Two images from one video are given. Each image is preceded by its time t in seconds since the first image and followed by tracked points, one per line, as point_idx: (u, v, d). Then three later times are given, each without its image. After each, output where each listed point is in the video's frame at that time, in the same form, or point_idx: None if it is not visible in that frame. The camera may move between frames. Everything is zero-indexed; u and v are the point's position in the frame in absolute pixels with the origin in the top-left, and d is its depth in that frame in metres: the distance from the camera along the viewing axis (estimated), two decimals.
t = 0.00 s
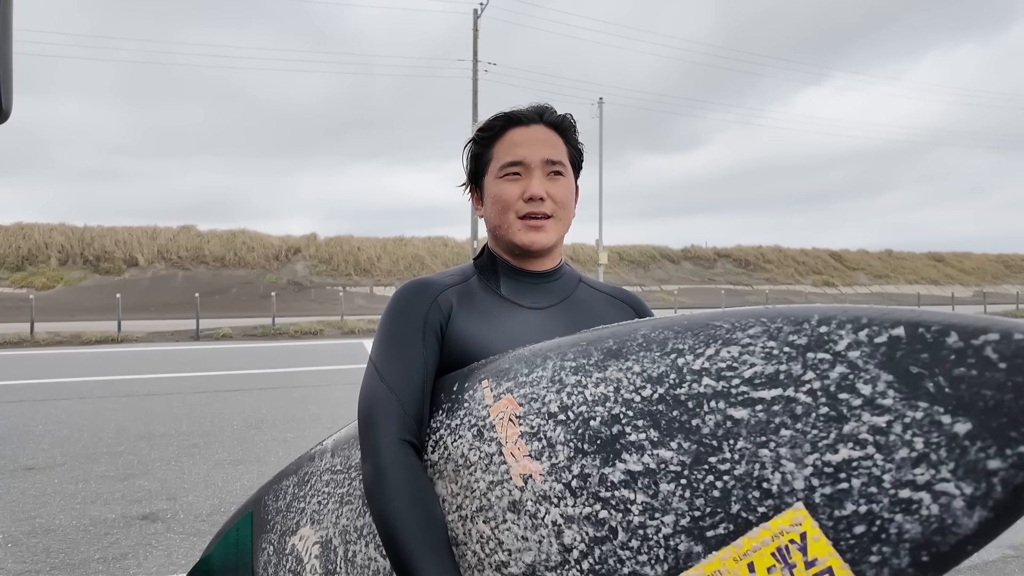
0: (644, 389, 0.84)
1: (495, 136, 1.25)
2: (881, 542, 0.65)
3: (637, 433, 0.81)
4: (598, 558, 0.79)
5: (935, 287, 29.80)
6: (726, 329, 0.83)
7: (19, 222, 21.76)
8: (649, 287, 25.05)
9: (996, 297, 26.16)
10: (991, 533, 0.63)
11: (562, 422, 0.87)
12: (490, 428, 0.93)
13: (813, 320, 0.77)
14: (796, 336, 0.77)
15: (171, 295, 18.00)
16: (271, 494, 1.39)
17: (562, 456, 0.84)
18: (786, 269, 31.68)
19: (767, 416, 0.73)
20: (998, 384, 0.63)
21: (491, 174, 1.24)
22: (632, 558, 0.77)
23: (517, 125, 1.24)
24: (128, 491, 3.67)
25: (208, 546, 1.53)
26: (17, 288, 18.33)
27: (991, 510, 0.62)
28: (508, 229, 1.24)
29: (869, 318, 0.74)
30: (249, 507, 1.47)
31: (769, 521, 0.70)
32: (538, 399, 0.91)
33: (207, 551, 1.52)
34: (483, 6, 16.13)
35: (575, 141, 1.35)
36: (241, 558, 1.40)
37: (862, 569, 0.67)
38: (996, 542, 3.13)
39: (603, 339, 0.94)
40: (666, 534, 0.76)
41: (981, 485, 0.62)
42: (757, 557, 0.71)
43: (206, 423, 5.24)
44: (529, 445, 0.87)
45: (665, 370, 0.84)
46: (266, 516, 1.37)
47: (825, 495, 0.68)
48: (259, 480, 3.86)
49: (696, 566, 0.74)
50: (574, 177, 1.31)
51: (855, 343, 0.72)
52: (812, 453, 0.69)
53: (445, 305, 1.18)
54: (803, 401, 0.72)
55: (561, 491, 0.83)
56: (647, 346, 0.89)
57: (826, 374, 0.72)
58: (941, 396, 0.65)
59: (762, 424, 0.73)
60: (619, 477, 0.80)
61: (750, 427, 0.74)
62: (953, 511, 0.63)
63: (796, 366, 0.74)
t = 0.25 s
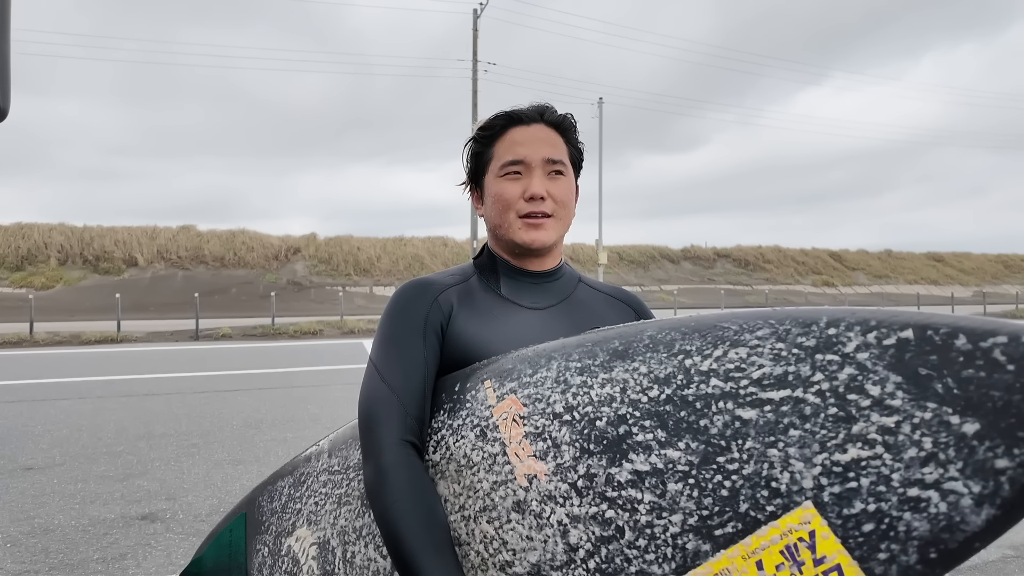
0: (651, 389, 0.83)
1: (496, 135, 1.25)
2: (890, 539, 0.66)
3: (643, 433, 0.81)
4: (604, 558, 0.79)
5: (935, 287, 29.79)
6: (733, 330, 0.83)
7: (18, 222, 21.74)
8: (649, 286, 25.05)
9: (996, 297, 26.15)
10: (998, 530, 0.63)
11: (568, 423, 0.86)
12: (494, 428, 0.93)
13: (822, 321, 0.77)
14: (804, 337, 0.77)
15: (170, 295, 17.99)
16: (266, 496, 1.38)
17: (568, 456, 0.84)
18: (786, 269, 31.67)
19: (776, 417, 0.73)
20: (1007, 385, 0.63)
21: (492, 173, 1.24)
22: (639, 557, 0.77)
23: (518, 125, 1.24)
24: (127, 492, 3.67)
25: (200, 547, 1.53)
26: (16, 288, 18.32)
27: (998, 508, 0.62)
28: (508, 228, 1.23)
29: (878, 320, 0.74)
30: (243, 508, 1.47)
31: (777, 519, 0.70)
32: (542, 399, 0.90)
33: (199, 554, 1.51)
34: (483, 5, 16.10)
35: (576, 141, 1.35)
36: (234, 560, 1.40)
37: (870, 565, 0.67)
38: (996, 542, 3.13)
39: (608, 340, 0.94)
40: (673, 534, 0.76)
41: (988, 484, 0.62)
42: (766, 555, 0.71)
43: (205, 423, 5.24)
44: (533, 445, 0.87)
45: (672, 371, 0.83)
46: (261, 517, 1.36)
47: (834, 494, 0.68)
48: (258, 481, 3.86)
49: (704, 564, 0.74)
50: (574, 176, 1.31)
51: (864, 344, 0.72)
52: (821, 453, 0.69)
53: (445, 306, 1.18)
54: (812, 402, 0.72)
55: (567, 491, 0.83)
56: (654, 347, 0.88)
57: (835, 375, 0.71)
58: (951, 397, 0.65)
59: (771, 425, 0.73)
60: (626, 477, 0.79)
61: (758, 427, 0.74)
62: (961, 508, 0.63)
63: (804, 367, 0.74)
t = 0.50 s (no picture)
0: (652, 387, 0.83)
1: (495, 135, 1.25)
2: (892, 534, 0.65)
3: (645, 430, 0.81)
4: (606, 555, 0.79)
5: (935, 287, 29.78)
6: (735, 327, 0.83)
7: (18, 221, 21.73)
8: (649, 287, 25.06)
9: (997, 297, 26.15)
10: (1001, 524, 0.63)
11: (569, 420, 0.86)
12: (496, 427, 0.93)
13: (824, 317, 0.77)
14: (806, 334, 0.76)
15: (170, 295, 17.99)
16: (265, 497, 1.38)
17: (569, 454, 0.84)
18: (786, 269, 31.67)
19: (778, 413, 0.73)
20: (1009, 379, 0.62)
21: (492, 172, 1.24)
22: (641, 554, 0.77)
23: (518, 124, 1.24)
24: (127, 492, 3.67)
25: (200, 549, 1.52)
26: (16, 287, 18.31)
27: (1000, 501, 0.62)
28: (508, 228, 1.23)
29: (879, 316, 0.74)
30: (242, 509, 1.47)
31: (780, 516, 0.70)
32: (544, 397, 0.90)
33: (197, 556, 1.51)
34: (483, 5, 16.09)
35: (576, 140, 1.35)
36: (234, 561, 1.39)
37: (873, 561, 0.66)
38: (997, 542, 3.13)
39: (610, 338, 0.94)
40: (675, 530, 0.76)
41: (991, 477, 0.62)
42: (768, 551, 0.70)
43: (205, 423, 5.24)
44: (535, 443, 0.87)
45: (673, 369, 0.83)
46: (261, 518, 1.36)
47: (836, 489, 0.68)
48: (258, 481, 3.86)
49: (705, 561, 0.74)
50: (574, 175, 1.31)
51: (866, 340, 0.72)
52: (823, 448, 0.69)
53: (446, 304, 1.18)
54: (814, 398, 0.72)
55: (569, 488, 0.83)
56: (655, 344, 0.88)
57: (837, 371, 0.71)
58: (952, 392, 0.64)
59: (773, 421, 0.73)
60: (628, 474, 0.80)
61: (760, 424, 0.74)
62: (963, 504, 0.63)
63: (806, 364, 0.74)
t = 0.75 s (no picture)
0: (645, 382, 0.83)
1: (492, 134, 1.25)
2: (884, 529, 0.65)
3: (638, 427, 0.81)
4: (600, 553, 0.79)
5: (935, 287, 29.78)
6: (726, 320, 0.83)
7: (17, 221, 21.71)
8: (649, 287, 25.05)
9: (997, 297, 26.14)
10: (994, 517, 0.62)
11: (564, 418, 0.86)
12: (492, 425, 0.93)
13: (814, 309, 0.76)
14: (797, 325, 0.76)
15: (170, 295, 17.98)
16: (271, 498, 1.38)
17: (564, 451, 0.84)
18: (786, 269, 31.66)
19: (769, 406, 0.73)
20: (998, 368, 0.62)
21: (489, 172, 1.24)
22: (634, 552, 0.77)
23: (515, 123, 1.24)
24: (126, 492, 3.66)
25: (208, 550, 1.52)
26: (15, 287, 18.30)
27: (993, 495, 0.62)
28: (507, 227, 1.23)
29: (869, 306, 0.73)
30: (250, 510, 1.47)
31: (771, 511, 0.70)
32: (539, 395, 0.90)
33: (206, 557, 1.51)
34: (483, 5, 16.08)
35: (574, 138, 1.34)
36: (241, 562, 1.40)
37: (865, 557, 0.66)
38: (997, 542, 3.12)
39: (604, 334, 0.94)
40: (668, 527, 0.75)
41: (982, 469, 0.61)
42: (761, 548, 0.70)
43: (204, 423, 5.24)
44: (531, 441, 0.87)
45: (666, 364, 0.83)
46: (267, 519, 1.36)
47: (828, 484, 0.68)
48: (258, 480, 3.86)
49: (698, 558, 0.74)
50: (573, 174, 1.31)
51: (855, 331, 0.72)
52: (814, 442, 0.69)
53: (445, 304, 1.18)
54: (804, 390, 0.71)
55: (564, 486, 0.83)
56: (648, 339, 0.88)
57: (827, 363, 0.71)
58: (942, 382, 0.64)
59: (764, 415, 0.73)
60: (621, 471, 0.80)
61: (751, 418, 0.74)
62: (955, 497, 0.62)
63: (796, 356, 0.74)
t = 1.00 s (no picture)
0: (637, 382, 0.83)
1: (493, 134, 1.25)
2: (873, 533, 0.65)
3: (630, 427, 0.81)
4: (593, 556, 0.79)
5: (935, 288, 29.78)
6: (717, 319, 0.83)
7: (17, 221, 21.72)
8: (649, 287, 25.04)
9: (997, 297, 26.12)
10: (985, 522, 0.62)
11: (558, 419, 0.86)
12: (490, 426, 0.93)
13: (804, 307, 0.77)
14: (787, 324, 0.76)
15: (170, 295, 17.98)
16: (281, 497, 1.39)
17: (558, 452, 0.84)
18: (786, 269, 31.65)
19: (758, 407, 0.73)
20: (988, 367, 0.62)
21: (491, 172, 1.24)
22: (626, 554, 0.77)
23: (515, 123, 1.24)
24: (127, 492, 3.66)
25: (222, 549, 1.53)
26: (16, 287, 18.30)
27: (983, 499, 0.61)
28: (508, 227, 1.23)
29: (858, 304, 0.73)
30: (261, 509, 1.47)
31: (760, 514, 0.70)
32: (535, 396, 0.90)
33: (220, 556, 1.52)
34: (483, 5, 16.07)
35: (575, 138, 1.34)
36: (253, 561, 1.40)
37: (855, 562, 0.66)
38: (998, 543, 3.11)
39: (598, 334, 0.94)
40: (659, 530, 0.75)
41: (972, 473, 0.61)
42: (749, 552, 0.70)
43: (205, 423, 5.24)
44: (526, 441, 0.87)
45: (658, 364, 0.83)
46: (276, 518, 1.37)
47: (817, 486, 0.68)
48: (258, 480, 3.86)
49: (689, 561, 0.74)
50: (574, 173, 1.30)
51: (845, 330, 0.72)
52: (803, 443, 0.69)
53: (447, 304, 1.18)
54: (793, 390, 0.71)
55: (557, 487, 0.83)
56: (641, 339, 0.88)
57: (816, 362, 0.71)
58: (931, 382, 0.64)
59: (753, 415, 0.73)
60: (612, 473, 0.80)
61: (741, 418, 0.74)
62: (945, 500, 0.62)
63: (786, 355, 0.74)
